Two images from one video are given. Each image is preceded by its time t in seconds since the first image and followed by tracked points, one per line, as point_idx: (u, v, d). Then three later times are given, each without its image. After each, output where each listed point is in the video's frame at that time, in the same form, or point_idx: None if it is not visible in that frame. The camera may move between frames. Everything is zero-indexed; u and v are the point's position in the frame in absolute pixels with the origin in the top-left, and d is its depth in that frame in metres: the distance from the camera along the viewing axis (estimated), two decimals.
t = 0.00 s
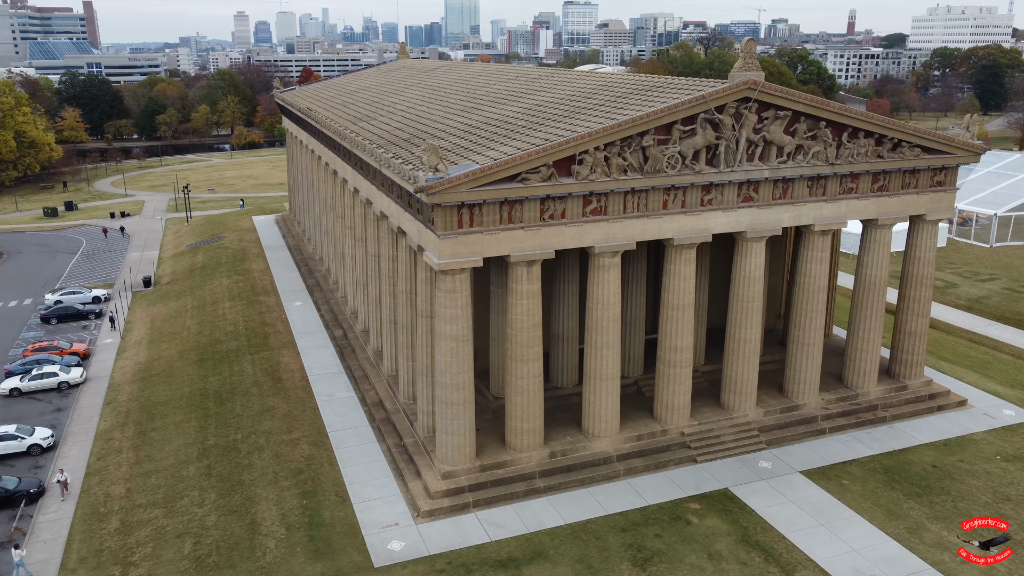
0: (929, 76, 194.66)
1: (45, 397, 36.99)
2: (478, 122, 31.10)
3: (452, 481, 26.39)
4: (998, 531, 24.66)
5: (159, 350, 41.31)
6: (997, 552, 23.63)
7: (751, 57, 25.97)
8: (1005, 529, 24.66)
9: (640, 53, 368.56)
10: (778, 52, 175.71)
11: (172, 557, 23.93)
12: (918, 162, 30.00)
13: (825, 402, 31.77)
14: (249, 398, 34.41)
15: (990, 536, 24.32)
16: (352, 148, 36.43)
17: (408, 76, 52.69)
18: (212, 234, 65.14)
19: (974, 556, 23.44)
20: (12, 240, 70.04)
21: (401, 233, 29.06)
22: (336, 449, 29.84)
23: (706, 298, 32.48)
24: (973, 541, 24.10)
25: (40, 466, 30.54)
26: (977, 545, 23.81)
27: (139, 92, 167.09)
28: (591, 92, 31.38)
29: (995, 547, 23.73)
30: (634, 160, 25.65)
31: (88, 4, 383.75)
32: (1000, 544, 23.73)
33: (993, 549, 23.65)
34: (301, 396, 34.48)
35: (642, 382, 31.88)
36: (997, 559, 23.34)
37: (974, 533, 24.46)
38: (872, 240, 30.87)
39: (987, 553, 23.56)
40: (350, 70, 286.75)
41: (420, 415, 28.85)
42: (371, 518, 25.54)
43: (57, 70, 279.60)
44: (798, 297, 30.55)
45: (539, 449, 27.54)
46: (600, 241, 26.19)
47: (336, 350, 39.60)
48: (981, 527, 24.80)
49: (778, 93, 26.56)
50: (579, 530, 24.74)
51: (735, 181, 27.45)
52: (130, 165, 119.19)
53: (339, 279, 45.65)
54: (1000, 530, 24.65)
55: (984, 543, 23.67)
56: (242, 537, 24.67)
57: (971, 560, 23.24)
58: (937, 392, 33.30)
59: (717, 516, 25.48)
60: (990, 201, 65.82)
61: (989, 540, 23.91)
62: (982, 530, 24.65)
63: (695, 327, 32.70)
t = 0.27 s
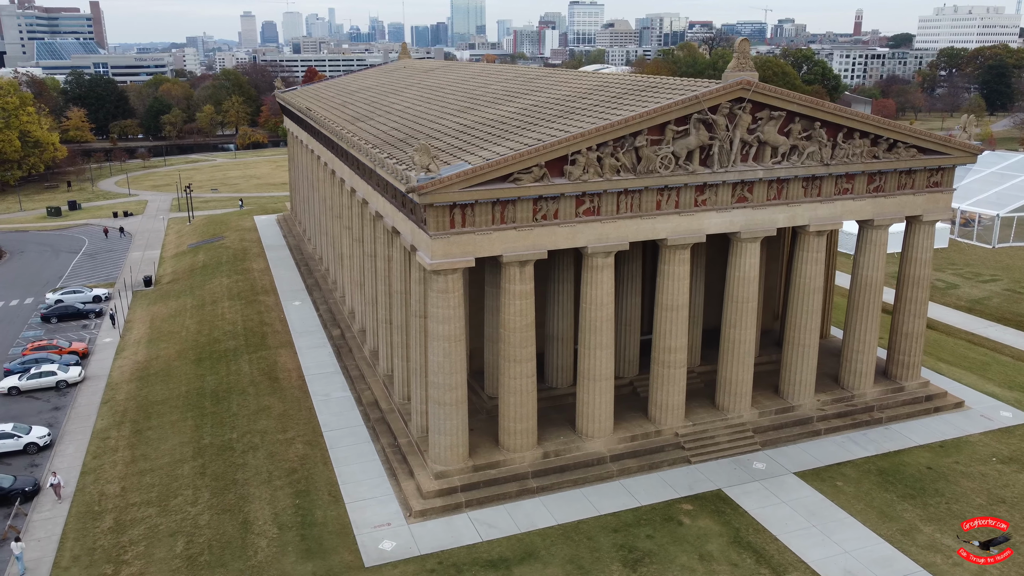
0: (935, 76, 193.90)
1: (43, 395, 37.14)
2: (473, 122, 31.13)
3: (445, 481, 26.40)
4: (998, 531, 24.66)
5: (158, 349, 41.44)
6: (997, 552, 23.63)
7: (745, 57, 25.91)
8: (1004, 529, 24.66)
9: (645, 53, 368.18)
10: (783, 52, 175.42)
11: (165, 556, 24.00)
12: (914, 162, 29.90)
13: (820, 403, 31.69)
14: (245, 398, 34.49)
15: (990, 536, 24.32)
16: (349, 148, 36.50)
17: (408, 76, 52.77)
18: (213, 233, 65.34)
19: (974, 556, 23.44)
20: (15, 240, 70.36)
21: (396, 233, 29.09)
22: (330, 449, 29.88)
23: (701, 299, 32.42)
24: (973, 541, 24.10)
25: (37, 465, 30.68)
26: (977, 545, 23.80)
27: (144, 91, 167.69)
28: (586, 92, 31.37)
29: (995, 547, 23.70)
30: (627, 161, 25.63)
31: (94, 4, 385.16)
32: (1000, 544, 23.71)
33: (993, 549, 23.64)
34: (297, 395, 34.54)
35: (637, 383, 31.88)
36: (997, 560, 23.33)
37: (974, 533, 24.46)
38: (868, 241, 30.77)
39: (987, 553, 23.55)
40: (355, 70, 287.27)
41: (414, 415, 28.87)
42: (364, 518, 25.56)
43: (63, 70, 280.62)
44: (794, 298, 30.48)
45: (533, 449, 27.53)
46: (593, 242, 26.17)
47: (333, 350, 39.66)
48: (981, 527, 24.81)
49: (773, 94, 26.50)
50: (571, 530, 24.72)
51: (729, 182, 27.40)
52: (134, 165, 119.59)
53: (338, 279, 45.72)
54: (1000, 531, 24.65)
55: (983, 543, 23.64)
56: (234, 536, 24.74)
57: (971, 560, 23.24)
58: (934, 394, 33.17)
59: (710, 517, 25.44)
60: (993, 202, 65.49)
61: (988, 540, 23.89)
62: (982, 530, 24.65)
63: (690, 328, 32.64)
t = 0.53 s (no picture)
0: (938, 76, 193.41)
1: (38, 395, 37.23)
2: (466, 123, 31.14)
3: (435, 481, 26.41)
4: (999, 531, 24.65)
5: (154, 349, 41.53)
6: (997, 552, 23.59)
7: (736, 57, 25.87)
8: (1004, 529, 24.66)
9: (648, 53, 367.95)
10: (786, 52, 175.24)
11: (154, 555, 24.04)
12: (907, 163, 29.84)
13: (813, 404, 31.64)
14: (239, 397, 34.54)
15: (990, 536, 24.30)
16: (344, 148, 36.52)
17: (406, 76, 52.82)
18: (212, 233, 65.47)
19: (974, 556, 23.41)
20: (15, 239, 70.58)
21: (388, 234, 29.12)
22: (322, 449, 29.91)
23: (694, 299, 32.39)
24: (973, 541, 24.08)
25: (30, 464, 30.76)
26: (977, 545, 23.77)
27: (146, 91, 168.09)
28: (579, 92, 31.36)
29: (995, 547, 23.66)
30: (617, 161, 25.60)
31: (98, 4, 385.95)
32: (1000, 544, 23.66)
33: (993, 549, 23.59)
34: (290, 395, 34.57)
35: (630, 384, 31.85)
36: (997, 560, 23.30)
37: (974, 533, 24.44)
38: (861, 241, 30.69)
39: (987, 553, 23.51)
40: (358, 70, 287.69)
41: (405, 415, 28.88)
42: (353, 518, 25.58)
43: (67, 70, 281.35)
44: (786, 299, 30.42)
45: (523, 449, 27.53)
46: (583, 242, 26.15)
47: (328, 350, 39.69)
48: (981, 527, 24.80)
49: (764, 94, 26.46)
50: (560, 530, 24.71)
51: (720, 182, 27.36)
52: (136, 165, 119.90)
53: (334, 279, 45.76)
54: (1000, 531, 24.64)
55: (983, 543, 23.60)
56: (224, 535, 24.77)
57: (971, 560, 23.22)
58: (928, 395, 33.09)
59: (699, 518, 25.42)
60: (994, 203, 65.27)
61: (988, 540, 23.83)
62: (982, 530, 24.63)
63: (683, 328, 32.63)
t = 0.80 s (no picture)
0: (942, 76, 192.94)
1: (34, 394, 37.32)
2: (459, 123, 31.16)
3: (426, 481, 26.43)
4: (999, 531, 24.66)
5: (150, 348, 41.61)
6: (997, 552, 23.57)
7: (728, 57, 25.86)
8: (1004, 529, 24.66)
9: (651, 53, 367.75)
10: (788, 52, 175.08)
11: (145, 554, 24.09)
12: (900, 163, 29.80)
13: (807, 405, 31.60)
14: (234, 397, 34.58)
15: (990, 536, 24.30)
16: (338, 148, 36.56)
17: (404, 76, 52.88)
18: (211, 233, 65.60)
19: (974, 556, 23.41)
20: (15, 239, 70.76)
21: (380, 234, 29.15)
22: (314, 448, 29.94)
23: (688, 300, 32.38)
24: (973, 541, 24.07)
25: (24, 463, 30.82)
26: (977, 545, 23.76)
27: (149, 91, 168.47)
28: (572, 92, 31.35)
29: (995, 547, 23.64)
30: (608, 161, 25.60)
31: (102, 4, 386.74)
32: (1000, 544, 23.64)
33: (993, 549, 23.57)
34: (285, 395, 34.63)
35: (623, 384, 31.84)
36: (997, 560, 23.28)
37: (974, 533, 24.46)
38: (854, 242, 30.64)
39: (986, 553, 23.50)
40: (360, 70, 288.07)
41: (398, 415, 28.90)
42: (344, 518, 25.61)
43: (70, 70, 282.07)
44: (780, 299, 30.39)
45: (515, 449, 27.54)
46: (574, 243, 26.15)
47: (323, 349, 39.75)
48: (981, 527, 24.81)
49: (755, 94, 26.44)
50: (550, 530, 24.71)
51: (712, 183, 27.34)
52: (138, 164, 120.16)
53: (330, 279, 45.81)
54: (1000, 531, 24.66)
55: (983, 543, 23.58)
56: (215, 535, 24.81)
57: (971, 560, 23.22)
58: (922, 395, 33.02)
59: (690, 518, 25.40)
60: (994, 203, 65.11)
61: (988, 540, 23.81)
62: (982, 530, 24.65)
63: (677, 328, 32.62)
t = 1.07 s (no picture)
0: (946, 76, 192.29)
1: (30, 393, 37.42)
2: (452, 123, 31.17)
3: (417, 480, 26.44)
4: (999, 531, 24.66)
5: (146, 347, 41.71)
6: (997, 552, 23.56)
7: (718, 57, 25.83)
8: (1004, 529, 24.66)
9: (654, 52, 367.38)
10: (791, 52, 174.79)
11: (134, 553, 24.15)
12: (893, 163, 29.73)
13: (800, 405, 31.54)
14: (228, 396, 34.65)
15: (990, 536, 24.31)
16: (333, 148, 36.59)
17: (402, 76, 52.92)
18: (211, 232, 65.74)
19: (974, 556, 23.40)
20: (16, 238, 71.00)
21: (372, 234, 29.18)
22: (306, 448, 29.99)
23: (681, 300, 32.35)
24: (973, 541, 24.06)
25: (17, 462, 30.83)
26: (977, 545, 23.75)
27: (152, 91, 168.86)
28: (565, 92, 31.33)
29: (995, 547, 23.64)
30: (599, 161, 25.59)
31: (107, 4, 387.78)
32: (1000, 544, 23.63)
33: (993, 549, 23.56)
34: (278, 395, 34.67)
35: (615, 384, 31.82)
36: (997, 560, 23.28)
37: (974, 533, 24.46)
38: (847, 242, 30.56)
39: (987, 553, 23.50)
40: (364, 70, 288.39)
41: (389, 415, 28.92)
42: (334, 517, 25.64)
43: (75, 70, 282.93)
44: (773, 299, 30.34)
45: (506, 449, 27.54)
46: (565, 243, 26.14)
47: (319, 349, 39.79)
48: (981, 527, 24.81)
49: (746, 94, 26.40)
50: (539, 531, 24.71)
51: (704, 183, 27.30)
52: (140, 164, 120.45)
53: (327, 278, 45.87)
54: (1000, 531, 24.66)
55: (983, 543, 23.58)
56: (204, 534, 24.87)
57: (971, 560, 23.21)
58: (916, 396, 32.93)
59: (680, 519, 25.37)
60: (995, 203, 64.88)
61: (989, 540, 23.80)
62: (982, 530, 24.65)
63: (670, 329, 32.59)
